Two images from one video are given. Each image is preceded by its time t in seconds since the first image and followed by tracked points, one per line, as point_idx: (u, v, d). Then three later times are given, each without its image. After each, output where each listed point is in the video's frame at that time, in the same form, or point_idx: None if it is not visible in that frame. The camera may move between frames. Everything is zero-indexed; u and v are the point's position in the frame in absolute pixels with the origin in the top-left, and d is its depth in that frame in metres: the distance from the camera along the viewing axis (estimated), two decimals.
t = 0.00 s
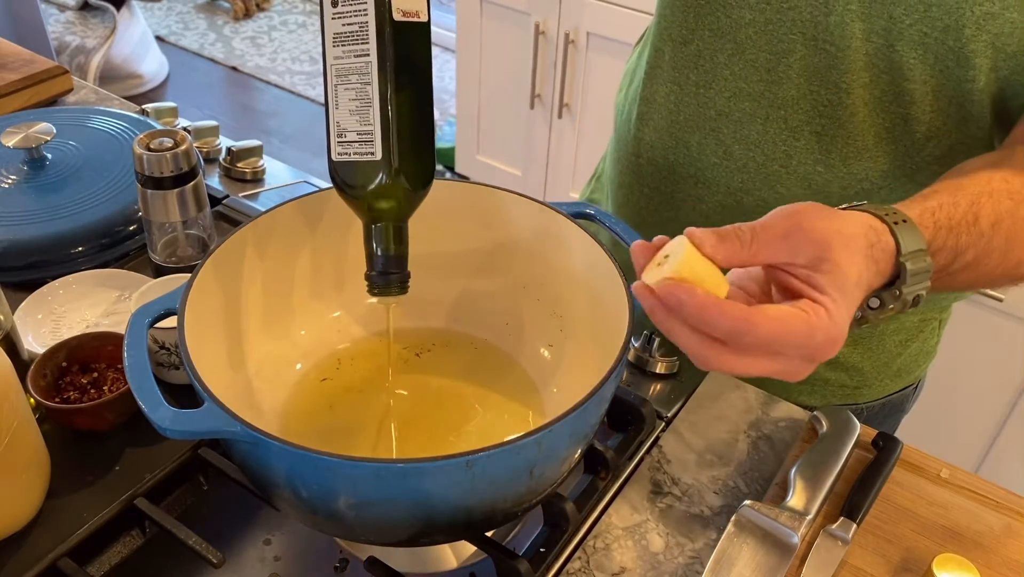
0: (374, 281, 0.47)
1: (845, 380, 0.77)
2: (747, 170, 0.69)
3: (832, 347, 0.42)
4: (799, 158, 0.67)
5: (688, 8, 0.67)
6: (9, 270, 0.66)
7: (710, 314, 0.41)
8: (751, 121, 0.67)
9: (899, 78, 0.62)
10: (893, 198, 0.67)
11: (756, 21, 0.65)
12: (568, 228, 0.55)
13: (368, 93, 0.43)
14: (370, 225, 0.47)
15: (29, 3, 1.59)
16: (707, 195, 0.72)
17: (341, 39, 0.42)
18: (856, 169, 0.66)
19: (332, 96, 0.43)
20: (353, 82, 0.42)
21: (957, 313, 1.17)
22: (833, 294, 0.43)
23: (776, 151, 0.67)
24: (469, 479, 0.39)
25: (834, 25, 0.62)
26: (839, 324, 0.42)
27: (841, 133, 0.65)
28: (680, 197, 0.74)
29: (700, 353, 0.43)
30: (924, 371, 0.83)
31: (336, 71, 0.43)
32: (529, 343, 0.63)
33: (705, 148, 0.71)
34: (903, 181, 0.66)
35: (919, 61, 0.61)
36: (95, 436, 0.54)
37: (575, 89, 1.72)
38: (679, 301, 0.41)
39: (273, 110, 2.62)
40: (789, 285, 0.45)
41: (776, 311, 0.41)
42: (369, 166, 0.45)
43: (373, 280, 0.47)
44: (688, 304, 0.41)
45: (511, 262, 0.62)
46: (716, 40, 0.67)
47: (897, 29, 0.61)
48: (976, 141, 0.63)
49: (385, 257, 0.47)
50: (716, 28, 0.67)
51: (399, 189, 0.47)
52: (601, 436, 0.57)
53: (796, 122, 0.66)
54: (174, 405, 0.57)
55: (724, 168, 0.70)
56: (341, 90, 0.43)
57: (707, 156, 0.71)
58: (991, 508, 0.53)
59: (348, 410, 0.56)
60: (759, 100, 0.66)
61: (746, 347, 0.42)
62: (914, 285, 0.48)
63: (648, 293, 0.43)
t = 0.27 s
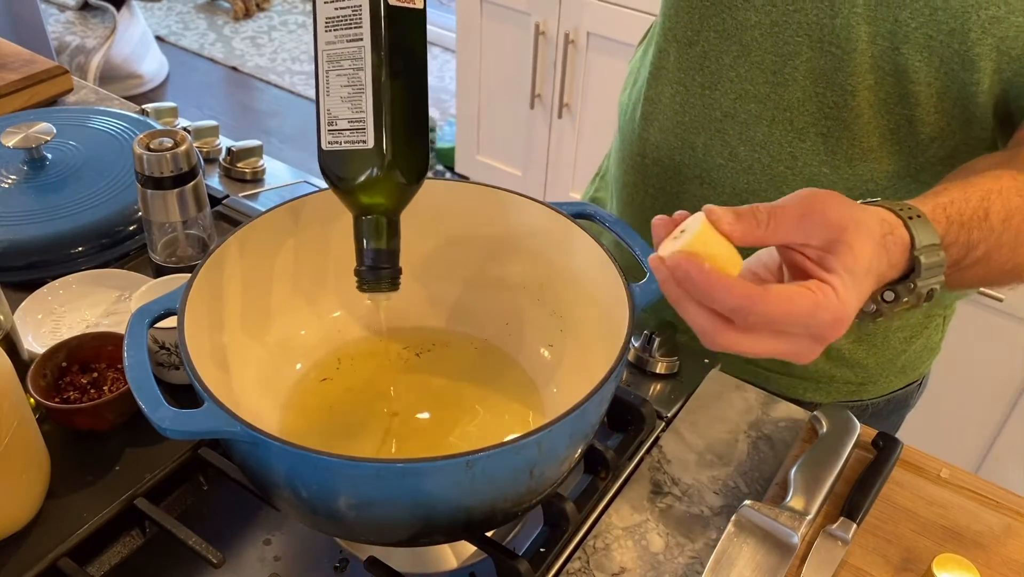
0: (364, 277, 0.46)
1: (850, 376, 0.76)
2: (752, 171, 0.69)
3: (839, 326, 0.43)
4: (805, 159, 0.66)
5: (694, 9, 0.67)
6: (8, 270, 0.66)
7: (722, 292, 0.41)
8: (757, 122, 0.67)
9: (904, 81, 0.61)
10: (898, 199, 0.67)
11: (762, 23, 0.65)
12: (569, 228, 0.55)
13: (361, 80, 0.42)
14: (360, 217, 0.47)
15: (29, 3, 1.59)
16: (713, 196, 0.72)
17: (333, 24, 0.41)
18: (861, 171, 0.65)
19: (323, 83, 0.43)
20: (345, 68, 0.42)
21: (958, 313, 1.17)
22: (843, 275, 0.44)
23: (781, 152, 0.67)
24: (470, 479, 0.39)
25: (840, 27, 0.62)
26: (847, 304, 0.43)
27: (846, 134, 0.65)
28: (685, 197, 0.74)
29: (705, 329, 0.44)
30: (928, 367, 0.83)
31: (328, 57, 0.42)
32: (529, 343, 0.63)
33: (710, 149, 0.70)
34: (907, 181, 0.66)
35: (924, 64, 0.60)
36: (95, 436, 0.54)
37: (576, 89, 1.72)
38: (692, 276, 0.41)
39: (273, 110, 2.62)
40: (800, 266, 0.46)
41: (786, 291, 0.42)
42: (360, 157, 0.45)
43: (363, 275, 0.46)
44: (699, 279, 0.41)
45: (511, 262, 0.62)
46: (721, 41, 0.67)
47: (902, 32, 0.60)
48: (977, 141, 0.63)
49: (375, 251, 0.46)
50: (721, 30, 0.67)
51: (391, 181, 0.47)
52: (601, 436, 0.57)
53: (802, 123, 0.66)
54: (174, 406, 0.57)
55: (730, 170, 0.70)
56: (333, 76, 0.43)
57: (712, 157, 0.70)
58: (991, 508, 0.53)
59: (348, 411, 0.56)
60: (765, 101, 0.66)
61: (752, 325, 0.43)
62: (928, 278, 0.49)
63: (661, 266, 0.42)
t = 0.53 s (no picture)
0: (347, 264, 0.44)
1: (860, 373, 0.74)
2: (761, 173, 0.68)
3: (906, 338, 0.44)
4: (814, 161, 0.65)
5: (697, 12, 0.66)
6: (8, 271, 0.66)
7: (798, 306, 0.42)
8: (765, 125, 0.66)
9: (912, 81, 0.61)
10: (908, 198, 0.66)
11: (768, 25, 0.63)
12: (568, 228, 0.55)
13: (346, 63, 0.42)
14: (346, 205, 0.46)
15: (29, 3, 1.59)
16: (720, 199, 0.71)
17: (319, 7, 0.42)
18: (871, 171, 0.65)
19: (308, 67, 0.43)
20: (330, 52, 0.42)
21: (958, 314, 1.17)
22: (906, 286, 0.44)
23: (790, 154, 0.66)
24: (470, 479, 0.39)
25: (848, 29, 0.61)
26: (912, 314, 0.44)
27: (855, 135, 0.64)
28: (693, 201, 0.72)
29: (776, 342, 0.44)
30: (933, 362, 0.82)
31: (314, 41, 0.42)
32: (529, 343, 0.62)
33: (718, 152, 0.69)
34: (915, 180, 0.65)
35: (932, 64, 0.60)
36: (95, 437, 0.54)
37: (576, 89, 1.72)
38: (768, 292, 0.42)
39: (273, 110, 2.62)
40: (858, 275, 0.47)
41: (855, 304, 0.43)
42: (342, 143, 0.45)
43: (347, 263, 0.44)
44: (775, 295, 0.42)
45: (511, 262, 0.61)
46: (727, 44, 0.65)
47: (910, 33, 0.60)
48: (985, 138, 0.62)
49: (358, 240, 0.45)
50: (726, 33, 0.65)
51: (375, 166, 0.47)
52: (601, 436, 0.57)
53: (811, 125, 0.65)
54: (174, 406, 0.57)
55: (739, 172, 0.69)
56: (317, 60, 0.43)
57: (720, 161, 0.69)
58: (991, 508, 0.53)
59: (347, 411, 0.56)
60: (773, 104, 0.65)
61: (825, 342, 0.43)
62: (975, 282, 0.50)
63: (729, 279, 0.43)
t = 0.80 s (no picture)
0: (340, 254, 0.44)
1: (863, 371, 0.77)
2: (766, 170, 0.67)
3: None
4: (819, 157, 0.65)
5: (699, 10, 0.66)
6: (8, 270, 0.66)
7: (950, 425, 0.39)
8: (769, 122, 0.66)
9: (918, 77, 0.61)
10: (914, 195, 0.65)
11: (770, 23, 0.63)
12: (568, 228, 0.55)
13: (339, 48, 0.42)
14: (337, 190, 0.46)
15: (29, 4, 1.59)
16: (725, 197, 0.70)
17: None
18: (877, 167, 0.64)
19: (301, 50, 0.43)
20: (323, 36, 0.42)
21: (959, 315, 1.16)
22: None
23: (795, 150, 0.66)
24: (469, 479, 0.39)
25: (851, 26, 0.61)
26: None
27: (861, 131, 0.64)
28: (696, 198, 0.72)
29: (916, 522, 0.49)
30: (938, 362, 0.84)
31: (305, 24, 0.42)
32: (529, 343, 0.62)
33: (722, 150, 0.69)
34: (922, 177, 0.65)
35: (938, 60, 0.60)
36: (95, 437, 0.54)
37: (576, 89, 1.72)
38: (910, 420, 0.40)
39: (273, 110, 2.62)
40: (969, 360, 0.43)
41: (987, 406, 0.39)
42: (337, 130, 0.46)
43: (339, 252, 0.44)
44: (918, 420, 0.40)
45: (510, 262, 0.61)
46: (729, 42, 0.65)
47: (916, 30, 0.59)
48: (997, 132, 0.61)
49: (350, 228, 0.45)
50: (729, 31, 0.65)
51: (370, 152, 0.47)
52: (601, 436, 0.57)
53: (815, 122, 0.64)
54: (174, 406, 0.57)
55: (743, 169, 0.68)
56: (310, 45, 0.42)
57: (724, 158, 0.69)
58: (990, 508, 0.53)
59: (347, 411, 0.56)
60: (776, 101, 0.65)
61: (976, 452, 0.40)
62: None
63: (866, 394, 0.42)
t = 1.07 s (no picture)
0: (337, 258, 0.45)
1: (876, 365, 0.77)
2: (780, 167, 0.67)
3: None
4: (835, 153, 0.65)
5: (708, 8, 0.65)
6: (9, 271, 0.66)
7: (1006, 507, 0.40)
8: (782, 119, 0.65)
9: (932, 71, 0.60)
10: (928, 187, 0.65)
11: (781, 20, 0.62)
12: (568, 228, 0.55)
13: (337, 52, 0.42)
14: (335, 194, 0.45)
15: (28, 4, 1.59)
16: (739, 194, 0.70)
17: None
18: (892, 161, 0.64)
19: (299, 55, 0.43)
20: (321, 39, 0.42)
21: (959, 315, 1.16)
22: None
23: (809, 147, 0.65)
24: (470, 479, 0.39)
25: (864, 22, 0.60)
26: None
27: (875, 126, 0.63)
28: (709, 196, 0.72)
29: None
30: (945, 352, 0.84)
31: (305, 28, 0.42)
32: (529, 343, 0.62)
33: (735, 147, 0.68)
34: (937, 169, 0.65)
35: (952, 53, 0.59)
36: (95, 436, 0.54)
37: (576, 89, 1.72)
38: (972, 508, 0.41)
39: (273, 110, 2.62)
40: None
41: None
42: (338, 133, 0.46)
43: (337, 255, 0.45)
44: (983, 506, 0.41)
45: (510, 263, 0.62)
46: (740, 40, 0.65)
47: (929, 24, 0.59)
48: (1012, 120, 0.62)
49: (348, 230, 0.45)
50: (740, 28, 0.64)
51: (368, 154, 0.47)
52: (601, 436, 0.57)
53: (829, 118, 0.64)
54: (174, 406, 0.57)
55: (756, 166, 0.68)
56: (309, 48, 0.42)
57: (738, 155, 0.68)
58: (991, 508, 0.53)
59: (347, 412, 0.56)
60: (790, 98, 0.64)
61: None
62: None
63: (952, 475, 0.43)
